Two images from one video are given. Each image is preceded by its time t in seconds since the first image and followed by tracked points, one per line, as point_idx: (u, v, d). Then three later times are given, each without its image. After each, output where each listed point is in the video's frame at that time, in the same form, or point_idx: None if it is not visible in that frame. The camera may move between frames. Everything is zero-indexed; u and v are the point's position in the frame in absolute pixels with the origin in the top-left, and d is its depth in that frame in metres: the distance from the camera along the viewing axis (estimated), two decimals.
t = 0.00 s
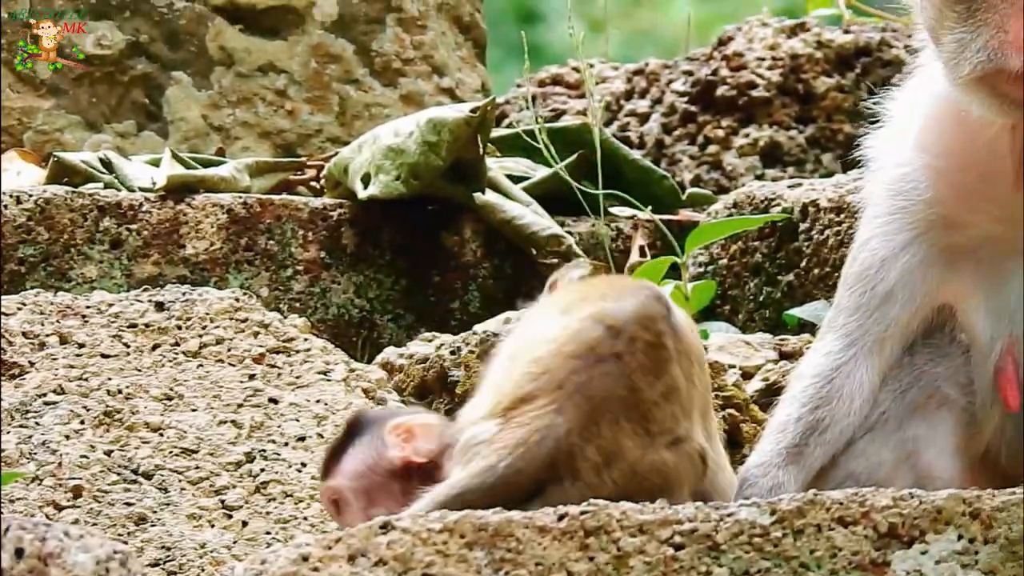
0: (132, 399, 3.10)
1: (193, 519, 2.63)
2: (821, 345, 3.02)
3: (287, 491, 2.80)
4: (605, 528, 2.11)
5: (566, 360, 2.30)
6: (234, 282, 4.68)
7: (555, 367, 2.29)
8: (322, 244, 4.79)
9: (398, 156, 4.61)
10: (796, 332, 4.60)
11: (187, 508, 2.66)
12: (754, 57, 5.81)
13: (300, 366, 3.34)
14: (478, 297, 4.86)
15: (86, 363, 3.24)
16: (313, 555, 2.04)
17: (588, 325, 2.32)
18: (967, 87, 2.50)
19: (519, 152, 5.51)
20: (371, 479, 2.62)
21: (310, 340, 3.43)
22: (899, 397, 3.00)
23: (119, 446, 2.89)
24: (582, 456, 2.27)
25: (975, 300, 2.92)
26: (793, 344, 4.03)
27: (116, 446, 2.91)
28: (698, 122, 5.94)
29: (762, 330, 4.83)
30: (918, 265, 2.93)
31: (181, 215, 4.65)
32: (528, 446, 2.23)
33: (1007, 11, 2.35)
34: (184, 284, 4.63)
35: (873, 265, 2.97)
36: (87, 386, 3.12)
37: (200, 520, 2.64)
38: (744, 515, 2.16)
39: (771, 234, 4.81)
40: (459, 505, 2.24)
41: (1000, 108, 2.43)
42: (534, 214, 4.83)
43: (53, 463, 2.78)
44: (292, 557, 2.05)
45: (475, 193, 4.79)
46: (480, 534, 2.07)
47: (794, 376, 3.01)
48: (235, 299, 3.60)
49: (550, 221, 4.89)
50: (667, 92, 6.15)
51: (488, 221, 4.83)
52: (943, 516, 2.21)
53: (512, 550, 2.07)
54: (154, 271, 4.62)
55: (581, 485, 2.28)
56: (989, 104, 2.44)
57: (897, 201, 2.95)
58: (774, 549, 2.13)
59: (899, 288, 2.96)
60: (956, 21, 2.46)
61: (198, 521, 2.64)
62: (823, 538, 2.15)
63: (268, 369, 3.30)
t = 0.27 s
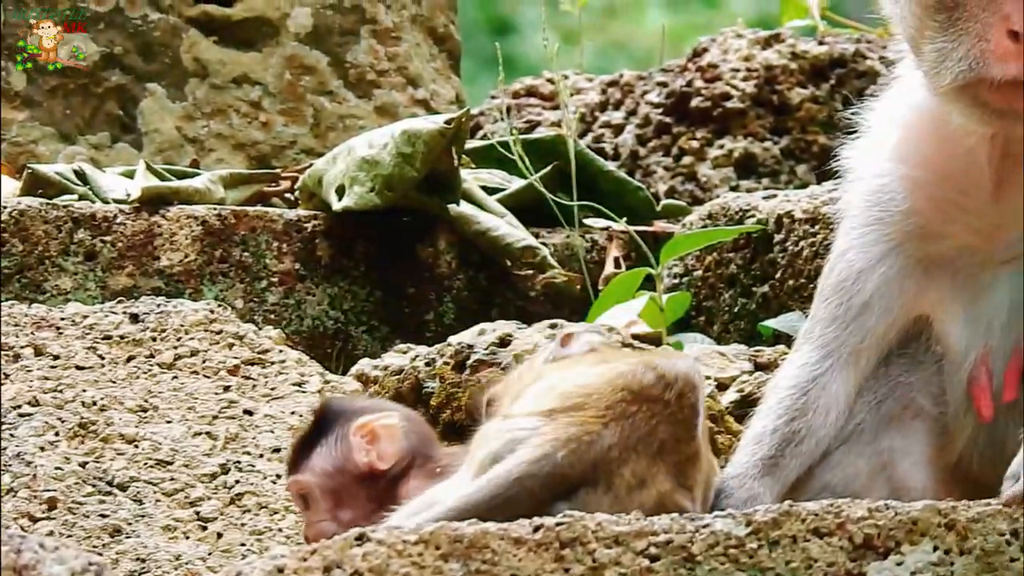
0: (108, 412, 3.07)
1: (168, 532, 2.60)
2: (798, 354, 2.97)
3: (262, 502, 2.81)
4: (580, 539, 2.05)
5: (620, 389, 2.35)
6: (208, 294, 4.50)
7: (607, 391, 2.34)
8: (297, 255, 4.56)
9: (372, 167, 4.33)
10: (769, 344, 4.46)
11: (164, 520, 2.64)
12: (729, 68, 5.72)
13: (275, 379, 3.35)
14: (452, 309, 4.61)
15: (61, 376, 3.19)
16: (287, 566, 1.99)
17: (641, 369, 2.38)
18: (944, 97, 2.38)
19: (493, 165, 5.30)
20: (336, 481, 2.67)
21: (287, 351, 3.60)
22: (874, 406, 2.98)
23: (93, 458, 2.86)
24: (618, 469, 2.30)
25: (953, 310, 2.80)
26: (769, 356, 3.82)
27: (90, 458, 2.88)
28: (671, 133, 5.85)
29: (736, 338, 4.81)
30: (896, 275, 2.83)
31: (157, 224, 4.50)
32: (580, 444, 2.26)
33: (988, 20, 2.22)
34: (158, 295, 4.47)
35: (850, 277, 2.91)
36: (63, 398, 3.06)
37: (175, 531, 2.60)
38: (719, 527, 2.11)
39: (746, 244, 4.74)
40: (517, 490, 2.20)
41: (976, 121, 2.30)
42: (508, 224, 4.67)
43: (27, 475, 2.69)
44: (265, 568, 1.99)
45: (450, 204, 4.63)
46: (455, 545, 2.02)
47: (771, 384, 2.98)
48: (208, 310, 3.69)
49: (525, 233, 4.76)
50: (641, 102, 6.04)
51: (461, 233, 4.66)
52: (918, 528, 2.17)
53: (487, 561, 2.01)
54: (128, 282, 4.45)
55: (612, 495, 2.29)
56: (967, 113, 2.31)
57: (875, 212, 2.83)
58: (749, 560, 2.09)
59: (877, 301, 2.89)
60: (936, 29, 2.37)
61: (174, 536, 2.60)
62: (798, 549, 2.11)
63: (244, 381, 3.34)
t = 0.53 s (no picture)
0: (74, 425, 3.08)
1: (134, 546, 2.60)
2: (763, 368, 2.86)
3: (228, 516, 2.84)
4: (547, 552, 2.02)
5: (584, 406, 2.36)
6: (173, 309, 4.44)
7: (571, 407, 2.35)
8: (264, 268, 4.55)
9: (338, 180, 4.37)
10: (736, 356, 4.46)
11: (128, 535, 2.63)
12: (695, 81, 5.70)
13: (240, 392, 3.44)
14: (418, 323, 4.66)
15: (25, 391, 3.17)
16: None
17: (605, 391, 2.40)
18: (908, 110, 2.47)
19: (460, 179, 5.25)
20: (290, 495, 2.68)
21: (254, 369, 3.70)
22: (841, 418, 2.88)
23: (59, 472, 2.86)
24: (583, 480, 2.30)
25: (921, 319, 2.80)
26: (733, 369, 3.80)
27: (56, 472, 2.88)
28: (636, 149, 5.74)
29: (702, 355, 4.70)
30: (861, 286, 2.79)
31: (122, 239, 4.43)
32: (545, 451, 2.26)
33: (950, 34, 2.28)
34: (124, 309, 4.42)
35: (816, 289, 2.82)
36: (29, 412, 3.06)
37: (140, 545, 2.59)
38: (686, 539, 2.10)
39: (709, 258, 4.72)
40: (484, 493, 2.17)
41: (944, 130, 2.37)
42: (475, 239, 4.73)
43: None
44: None
45: (416, 218, 4.64)
46: (422, 558, 1.99)
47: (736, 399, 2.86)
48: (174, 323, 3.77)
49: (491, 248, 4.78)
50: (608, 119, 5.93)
51: (428, 246, 4.66)
52: (885, 539, 2.15)
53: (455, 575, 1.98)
54: (95, 297, 4.39)
55: (576, 502, 2.28)
56: (934, 125, 2.39)
57: (838, 225, 2.81)
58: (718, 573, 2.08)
59: (841, 313, 2.81)
60: (899, 47, 2.40)
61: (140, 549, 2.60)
62: (765, 562, 2.10)
63: (208, 396, 3.41)
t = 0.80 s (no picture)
0: (41, 432, 2.74)
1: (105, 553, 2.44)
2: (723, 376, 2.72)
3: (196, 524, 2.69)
4: (511, 559, 2.04)
5: (566, 419, 2.39)
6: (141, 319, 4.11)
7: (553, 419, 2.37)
8: (229, 277, 4.30)
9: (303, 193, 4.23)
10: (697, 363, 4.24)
11: (98, 541, 2.48)
12: (657, 92, 5.43)
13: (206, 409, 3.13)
14: (382, 331, 4.55)
15: None
16: None
17: (585, 407, 2.43)
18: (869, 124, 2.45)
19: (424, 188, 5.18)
20: (254, 489, 2.61)
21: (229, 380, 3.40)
22: (803, 427, 2.73)
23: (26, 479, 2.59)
24: (560, 491, 2.29)
25: (881, 330, 2.68)
26: (695, 377, 3.66)
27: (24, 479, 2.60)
28: (599, 159, 5.45)
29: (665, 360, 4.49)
30: (819, 296, 2.68)
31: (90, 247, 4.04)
32: (527, 459, 2.25)
33: (910, 47, 2.30)
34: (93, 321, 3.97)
35: (777, 298, 2.70)
36: None
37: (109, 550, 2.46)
38: (649, 545, 2.08)
39: (670, 270, 4.45)
40: (469, 497, 2.16)
41: (905, 140, 2.41)
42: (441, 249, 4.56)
43: None
44: None
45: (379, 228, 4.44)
46: (387, 565, 2.02)
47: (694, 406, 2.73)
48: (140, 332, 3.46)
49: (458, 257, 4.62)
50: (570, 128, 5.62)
51: (392, 257, 4.50)
52: (845, 545, 2.10)
53: None
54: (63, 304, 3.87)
55: (552, 512, 2.27)
56: (893, 138, 2.43)
57: (798, 237, 2.71)
58: None
59: (803, 324, 2.70)
60: (860, 60, 2.39)
61: (109, 557, 2.46)
62: (727, 569, 2.07)
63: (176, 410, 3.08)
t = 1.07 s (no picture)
0: (71, 418, 3.04)
1: (126, 518, 2.81)
2: (661, 370, 3.11)
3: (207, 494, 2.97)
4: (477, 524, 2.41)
5: (553, 409, 2.73)
6: (158, 317, 4.34)
7: (542, 407, 2.71)
8: (234, 282, 4.61)
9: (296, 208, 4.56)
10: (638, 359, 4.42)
11: (121, 508, 2.83)
12: (602, 123, 5.79)
13: (217, 389, 3.42)
14: (366, 330, 4.95)
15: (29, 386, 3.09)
16: (228, 549, 2.37)
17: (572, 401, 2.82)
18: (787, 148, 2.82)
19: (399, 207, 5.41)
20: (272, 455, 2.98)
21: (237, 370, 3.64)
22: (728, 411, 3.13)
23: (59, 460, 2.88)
24: (539, 474, 2.64)
25: (801, 326, 3.12)
26: (637, 368, 3.91)
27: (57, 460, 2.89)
28: (553, 179, 5.85)
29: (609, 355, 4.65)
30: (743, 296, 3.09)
31: (113, 257, 4.26)
32: (515, 446, 2.59)
33: (823, 81, 2.66)
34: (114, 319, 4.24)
35: (709, 301, 3.09)
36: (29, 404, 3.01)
37: (132, 517, 2.82)
38: (595, 513, 2.45)
39: (614, 277, 4.63)
40: (461, 479, 2.52)
41: (819, 163, 2.78)
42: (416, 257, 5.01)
43: None
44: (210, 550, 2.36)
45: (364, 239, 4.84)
46: (371, 529, 2.39)
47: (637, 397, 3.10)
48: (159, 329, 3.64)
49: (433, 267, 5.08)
50: (527, 154, 6.02)
51: (374, 264, 4.93)
52: (764, 514, 2.46)
53: (398, 542, 2.38)
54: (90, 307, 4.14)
55: (530, 492, 2.62)
56: (810, 162, 2.79)
57: (728, 247, 3.11)
58: (622, 542, 2.43)
59: (730, 321, 3.10)
60: (781, 93, 2.76)
61: (133, 521, 2.82)
62: (662, 532, 2.43)
63: (190, 390, 3.37)
